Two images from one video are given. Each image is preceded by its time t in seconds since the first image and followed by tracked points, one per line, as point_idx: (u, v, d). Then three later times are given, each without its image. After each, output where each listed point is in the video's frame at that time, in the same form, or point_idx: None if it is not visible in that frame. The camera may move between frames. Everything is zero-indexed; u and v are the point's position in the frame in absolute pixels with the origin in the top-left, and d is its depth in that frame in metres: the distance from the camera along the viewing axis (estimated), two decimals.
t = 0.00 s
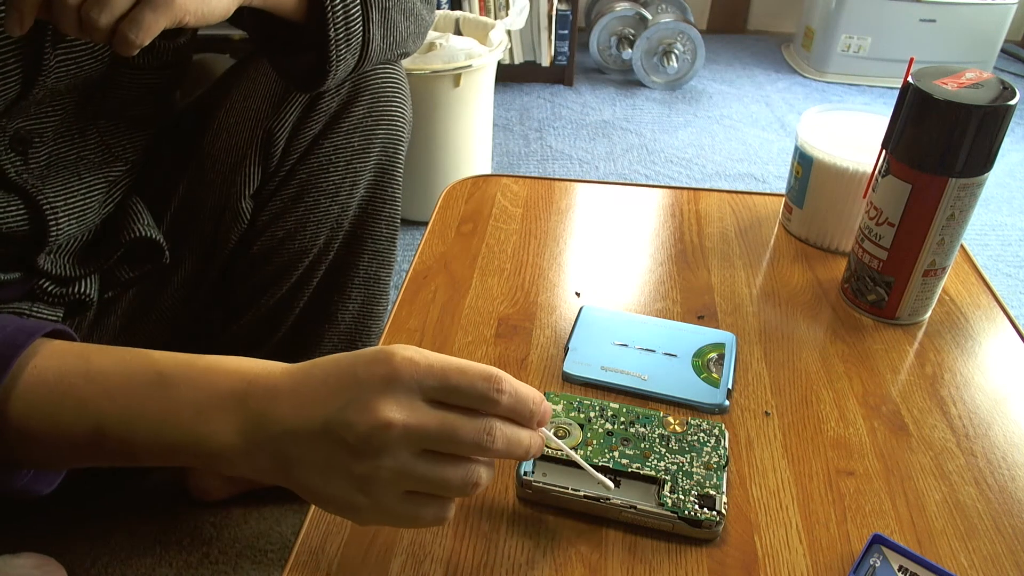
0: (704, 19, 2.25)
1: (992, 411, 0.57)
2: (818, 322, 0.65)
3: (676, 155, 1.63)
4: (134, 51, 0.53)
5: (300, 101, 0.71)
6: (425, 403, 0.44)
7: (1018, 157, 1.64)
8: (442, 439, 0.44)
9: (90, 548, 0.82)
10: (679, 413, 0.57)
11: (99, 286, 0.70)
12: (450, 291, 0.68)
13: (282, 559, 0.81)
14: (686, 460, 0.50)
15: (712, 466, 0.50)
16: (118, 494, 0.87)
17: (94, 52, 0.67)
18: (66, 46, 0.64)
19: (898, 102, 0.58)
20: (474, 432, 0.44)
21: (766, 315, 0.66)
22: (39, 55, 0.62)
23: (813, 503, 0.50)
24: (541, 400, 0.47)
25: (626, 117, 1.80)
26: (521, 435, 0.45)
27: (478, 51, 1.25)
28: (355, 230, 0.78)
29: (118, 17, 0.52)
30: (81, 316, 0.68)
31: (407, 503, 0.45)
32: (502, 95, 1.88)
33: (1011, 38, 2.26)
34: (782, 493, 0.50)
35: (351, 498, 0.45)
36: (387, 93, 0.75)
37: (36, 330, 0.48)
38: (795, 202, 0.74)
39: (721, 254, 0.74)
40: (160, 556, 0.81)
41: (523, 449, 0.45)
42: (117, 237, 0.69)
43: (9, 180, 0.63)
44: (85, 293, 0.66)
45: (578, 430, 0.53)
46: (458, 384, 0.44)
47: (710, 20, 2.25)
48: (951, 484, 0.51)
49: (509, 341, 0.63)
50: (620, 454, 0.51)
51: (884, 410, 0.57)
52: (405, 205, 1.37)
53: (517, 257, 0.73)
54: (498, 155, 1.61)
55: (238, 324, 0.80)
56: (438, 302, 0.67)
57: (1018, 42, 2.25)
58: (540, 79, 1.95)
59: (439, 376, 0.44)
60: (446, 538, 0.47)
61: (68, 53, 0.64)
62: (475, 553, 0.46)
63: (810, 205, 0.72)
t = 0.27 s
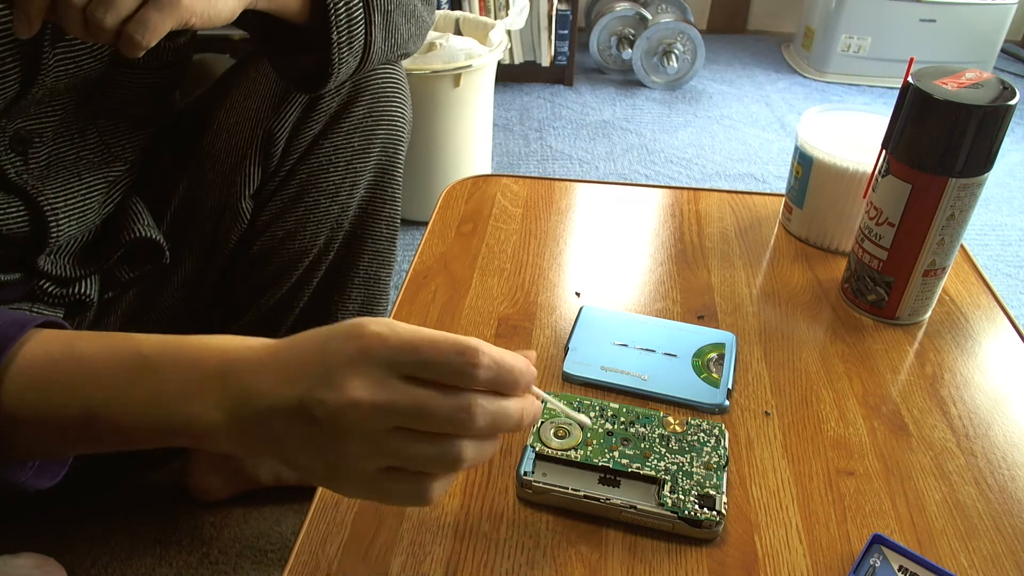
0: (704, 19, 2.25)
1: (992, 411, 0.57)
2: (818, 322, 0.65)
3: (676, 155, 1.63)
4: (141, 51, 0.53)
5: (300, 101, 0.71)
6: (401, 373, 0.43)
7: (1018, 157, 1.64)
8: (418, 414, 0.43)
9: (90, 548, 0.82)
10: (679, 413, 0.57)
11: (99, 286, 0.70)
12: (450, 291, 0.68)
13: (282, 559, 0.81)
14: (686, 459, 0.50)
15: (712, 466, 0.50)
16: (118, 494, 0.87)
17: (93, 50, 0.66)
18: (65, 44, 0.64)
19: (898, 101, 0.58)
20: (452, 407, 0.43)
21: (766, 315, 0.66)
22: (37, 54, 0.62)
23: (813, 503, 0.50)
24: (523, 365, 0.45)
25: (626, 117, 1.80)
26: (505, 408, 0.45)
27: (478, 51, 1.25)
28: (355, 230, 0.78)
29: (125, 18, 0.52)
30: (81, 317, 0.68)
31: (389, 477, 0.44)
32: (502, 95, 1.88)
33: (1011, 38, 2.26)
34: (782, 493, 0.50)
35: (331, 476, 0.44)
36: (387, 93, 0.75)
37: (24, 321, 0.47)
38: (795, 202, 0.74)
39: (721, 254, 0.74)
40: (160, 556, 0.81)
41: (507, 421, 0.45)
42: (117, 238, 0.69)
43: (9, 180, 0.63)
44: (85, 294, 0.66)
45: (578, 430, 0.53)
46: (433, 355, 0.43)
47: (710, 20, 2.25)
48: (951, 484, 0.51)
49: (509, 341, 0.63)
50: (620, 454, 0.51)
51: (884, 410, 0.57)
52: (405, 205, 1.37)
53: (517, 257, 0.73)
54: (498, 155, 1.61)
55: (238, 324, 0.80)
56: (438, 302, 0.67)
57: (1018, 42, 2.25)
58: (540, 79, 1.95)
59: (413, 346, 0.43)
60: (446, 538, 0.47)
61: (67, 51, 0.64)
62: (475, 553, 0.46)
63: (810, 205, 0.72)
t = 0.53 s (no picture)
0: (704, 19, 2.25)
1: (992, 410, 0.57)
2: (818, 322, 0.65)
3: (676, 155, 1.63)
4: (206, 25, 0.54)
5: (299, 100, 0.71)
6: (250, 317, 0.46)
7: (1018, 157, 1.64)
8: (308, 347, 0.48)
9: (90, 547, 0.82)
10: (679, 413, 0.56)
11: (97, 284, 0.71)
12: (450, 291, 0.68)
13: (282, 559, 0.81)
14: (686, 460, 0.50)
15: (712, 466, 0.50)
16: (118, 493, 0.87)
17: (87, 48, 0.63)
18: (58, 44, 0.60)
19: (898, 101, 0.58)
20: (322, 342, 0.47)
21: (766, 315, 0.66)
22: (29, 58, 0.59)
23: (813, 503, 0.50)
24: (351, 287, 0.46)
25: (626, 117, 1.80)
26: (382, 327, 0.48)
27: (478, 51, 1.25)
28: (354, 229, 0.78)
29: None
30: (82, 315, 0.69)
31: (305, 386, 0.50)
32: (502, 95, 1.88)
33: (1011, 38, 2.26)
34: (782, 493, 0.50)
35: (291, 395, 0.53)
36: (387, 92, 0.75)
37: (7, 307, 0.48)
38: (795, 202, 0.74)
39: (721, 254, 0.74)
40: (159, 556, 0.81)
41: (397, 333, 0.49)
42: (116, 238, 0.69)
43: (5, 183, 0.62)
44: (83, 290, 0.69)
45: (578, 429, 0.53)
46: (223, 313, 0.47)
47: (710, 20, 2.25)
48: (951, 484, 0.51)
49: (509, 341, 0.63)
50: (620, 454, 0.51)
51: (884, 410, 0.57)
52: (405, 205, 1.37)
53: (516, 257, 0.73)
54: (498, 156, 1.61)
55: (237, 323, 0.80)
56: (438, 302, 0.67)
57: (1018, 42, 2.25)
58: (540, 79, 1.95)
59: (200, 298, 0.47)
60: (446, 537, 0.47)
61: (59, 51, 0.61)
62: (475, 552, 0.46)
63: (810, 205, 0.72)
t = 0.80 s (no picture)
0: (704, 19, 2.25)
1: (992, 410, 0.57)
2: (818, 322, 0.65)
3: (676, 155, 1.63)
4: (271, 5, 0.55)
5: (292, 102, 0.71)
6: (186, 339, 0.46)
7: (1018, 157, 1.64)
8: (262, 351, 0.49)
9: (90, 547, 0.82)
10: (679, 413, 0.56)
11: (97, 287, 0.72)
12: (450, 291, 0.68)
13: (282, 559, 0.81)
14: (686, 460, 0.50)
15: (712, 466, 0.50)
16: (119, 493, 0.87)
17: (78, 51, 0.64)
18: (48, 48, 0.61)
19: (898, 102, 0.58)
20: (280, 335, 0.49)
21: (766, 315, 0.66)
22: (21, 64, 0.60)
23: (813, 503, 0.50)
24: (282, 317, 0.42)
25: (626, 117, 1.80)
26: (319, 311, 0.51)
27: (478, 51, 1.24)
28: (351, 230, 0.78)
29: None
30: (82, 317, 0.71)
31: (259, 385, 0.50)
32: (502, 95, 1.88)
33: (1011, 38, 2.26)
34: (782, 493, 0.50)
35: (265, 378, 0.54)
36: (382, 92, 0.75)
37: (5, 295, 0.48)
38: (795, 202, 0.74)
39: (721, 254, 0.74)
40: (159, 556, 0.81)
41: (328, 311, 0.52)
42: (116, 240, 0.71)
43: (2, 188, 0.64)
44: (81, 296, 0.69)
45: (578, 429, 0.53)
46: (164, 343, 0.45)
47: (710, 20, 2.25)
48: (951, 484, 0.51)
49: (509, 341, 0.63)
50: (620, 454, 0.51)
51: (884, 410, 0.57)
52: (405, 205, 1.37)
53: (516, 257, 0.73)
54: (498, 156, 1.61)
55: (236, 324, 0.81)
56: (438, 302, 0.67)
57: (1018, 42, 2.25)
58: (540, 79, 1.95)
59: (144, 327, 0.46)
60: (446, 537, 0.47)
61: (51, 55, 0.62)
62: (475, 552, 0.46)
63: (810, 205, 0.72)
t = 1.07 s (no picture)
0: (704, 18, 2.25)
1: (992, 410, 0.57)
2: (818, 322, 0.65)
3: (676, 155, 1.63)
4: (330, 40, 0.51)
5: (290, 102, 0.70)
6: (176, 356, 0.46)
7: (1018, 157, 1.64)
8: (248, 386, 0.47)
9: (90, 548, 0.82)
10: (679, 413, 0.56)
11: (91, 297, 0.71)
12: (450, 291, 0.68)
13: (282, 559, 0.81)
14: (686, 460, 0.50)
15: (712, 466, 0.50)
16: (119, 493, 0.87)
17: (66, 69, 0.61)
18: (37, 69, 0.58)
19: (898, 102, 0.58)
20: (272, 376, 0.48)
21: (766, 315, 0.66)
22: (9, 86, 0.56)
23: (813, 503, 0.50)
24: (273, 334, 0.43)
25: (626, 117, 1.80)
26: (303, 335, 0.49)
27: (478, 51, 1.24)
28: (351, 230, 0.78)
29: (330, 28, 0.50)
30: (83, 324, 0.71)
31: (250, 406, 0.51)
32: (502, 95, 1.88)
33: (1011, 38, 2.26)
34: (782, 493, 0.50)
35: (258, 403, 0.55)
36: (381, 93, 0.75)
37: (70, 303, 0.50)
38: (795, 202, 0.74)
39: (721, 254, 0.74)
40: (160, 556, 0.81)
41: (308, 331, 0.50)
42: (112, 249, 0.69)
43: None
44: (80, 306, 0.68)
45: (578, 429, 0.53)
46: (155, 365, 0.46)
47: (710, 20, 2.25)
48: (951, 484, 0.51)
49: (509, 341, 0.63)
50: (620, 454, 0.51)
51: (884, 410, 0.57)
52: (405, 205, 1.37)
53: (516, 257, 0.73)
54: (498, 156, 1.61)
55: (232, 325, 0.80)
56: (438, 302, 0.67)
57: (1018, 42, 2.25)
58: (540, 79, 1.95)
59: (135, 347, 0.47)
60: (446, 538, 0.47)
61: (39, 76, 0.59)
62: (475, 552, 0.46)
63: (810, 205, 0.72)
